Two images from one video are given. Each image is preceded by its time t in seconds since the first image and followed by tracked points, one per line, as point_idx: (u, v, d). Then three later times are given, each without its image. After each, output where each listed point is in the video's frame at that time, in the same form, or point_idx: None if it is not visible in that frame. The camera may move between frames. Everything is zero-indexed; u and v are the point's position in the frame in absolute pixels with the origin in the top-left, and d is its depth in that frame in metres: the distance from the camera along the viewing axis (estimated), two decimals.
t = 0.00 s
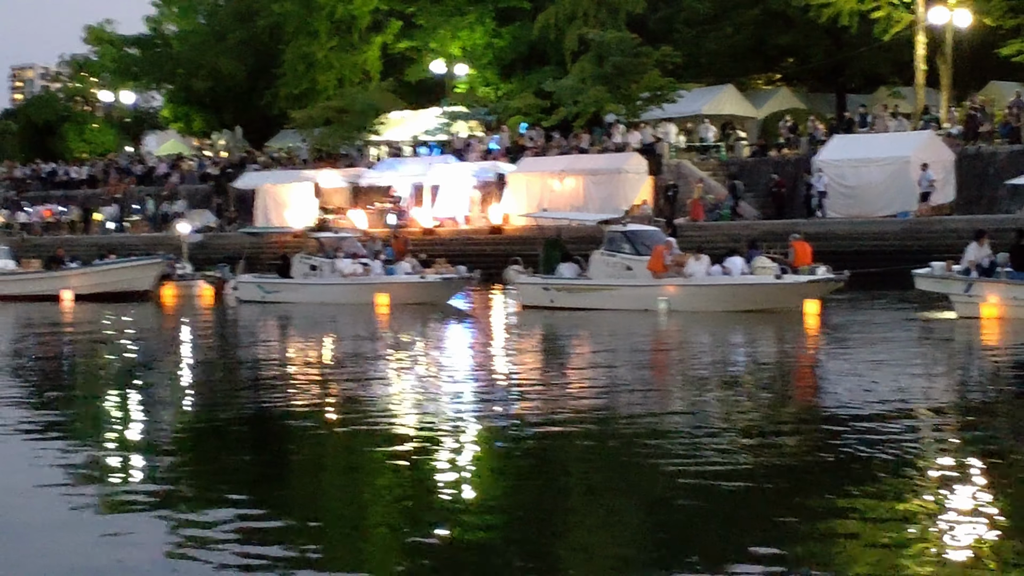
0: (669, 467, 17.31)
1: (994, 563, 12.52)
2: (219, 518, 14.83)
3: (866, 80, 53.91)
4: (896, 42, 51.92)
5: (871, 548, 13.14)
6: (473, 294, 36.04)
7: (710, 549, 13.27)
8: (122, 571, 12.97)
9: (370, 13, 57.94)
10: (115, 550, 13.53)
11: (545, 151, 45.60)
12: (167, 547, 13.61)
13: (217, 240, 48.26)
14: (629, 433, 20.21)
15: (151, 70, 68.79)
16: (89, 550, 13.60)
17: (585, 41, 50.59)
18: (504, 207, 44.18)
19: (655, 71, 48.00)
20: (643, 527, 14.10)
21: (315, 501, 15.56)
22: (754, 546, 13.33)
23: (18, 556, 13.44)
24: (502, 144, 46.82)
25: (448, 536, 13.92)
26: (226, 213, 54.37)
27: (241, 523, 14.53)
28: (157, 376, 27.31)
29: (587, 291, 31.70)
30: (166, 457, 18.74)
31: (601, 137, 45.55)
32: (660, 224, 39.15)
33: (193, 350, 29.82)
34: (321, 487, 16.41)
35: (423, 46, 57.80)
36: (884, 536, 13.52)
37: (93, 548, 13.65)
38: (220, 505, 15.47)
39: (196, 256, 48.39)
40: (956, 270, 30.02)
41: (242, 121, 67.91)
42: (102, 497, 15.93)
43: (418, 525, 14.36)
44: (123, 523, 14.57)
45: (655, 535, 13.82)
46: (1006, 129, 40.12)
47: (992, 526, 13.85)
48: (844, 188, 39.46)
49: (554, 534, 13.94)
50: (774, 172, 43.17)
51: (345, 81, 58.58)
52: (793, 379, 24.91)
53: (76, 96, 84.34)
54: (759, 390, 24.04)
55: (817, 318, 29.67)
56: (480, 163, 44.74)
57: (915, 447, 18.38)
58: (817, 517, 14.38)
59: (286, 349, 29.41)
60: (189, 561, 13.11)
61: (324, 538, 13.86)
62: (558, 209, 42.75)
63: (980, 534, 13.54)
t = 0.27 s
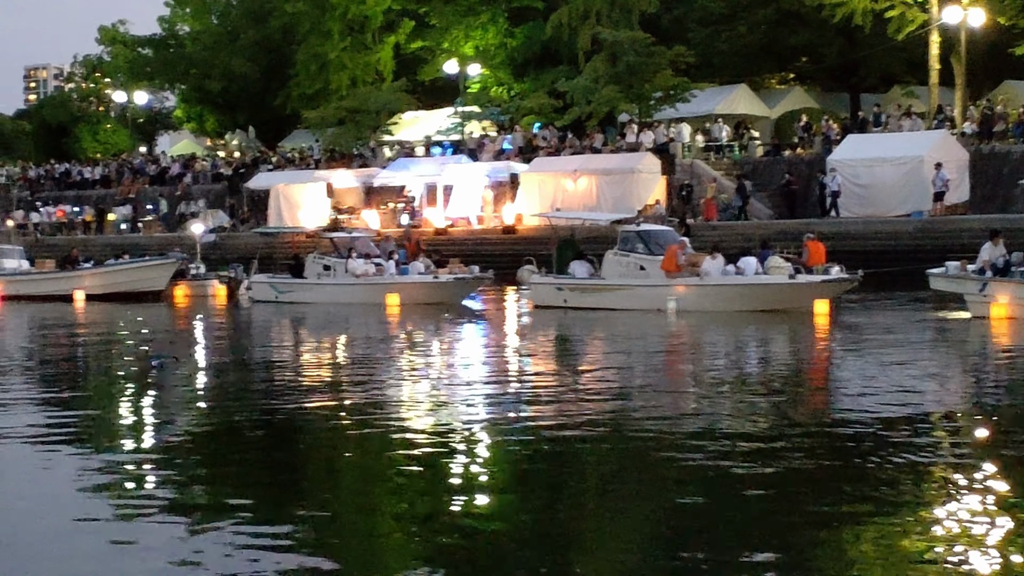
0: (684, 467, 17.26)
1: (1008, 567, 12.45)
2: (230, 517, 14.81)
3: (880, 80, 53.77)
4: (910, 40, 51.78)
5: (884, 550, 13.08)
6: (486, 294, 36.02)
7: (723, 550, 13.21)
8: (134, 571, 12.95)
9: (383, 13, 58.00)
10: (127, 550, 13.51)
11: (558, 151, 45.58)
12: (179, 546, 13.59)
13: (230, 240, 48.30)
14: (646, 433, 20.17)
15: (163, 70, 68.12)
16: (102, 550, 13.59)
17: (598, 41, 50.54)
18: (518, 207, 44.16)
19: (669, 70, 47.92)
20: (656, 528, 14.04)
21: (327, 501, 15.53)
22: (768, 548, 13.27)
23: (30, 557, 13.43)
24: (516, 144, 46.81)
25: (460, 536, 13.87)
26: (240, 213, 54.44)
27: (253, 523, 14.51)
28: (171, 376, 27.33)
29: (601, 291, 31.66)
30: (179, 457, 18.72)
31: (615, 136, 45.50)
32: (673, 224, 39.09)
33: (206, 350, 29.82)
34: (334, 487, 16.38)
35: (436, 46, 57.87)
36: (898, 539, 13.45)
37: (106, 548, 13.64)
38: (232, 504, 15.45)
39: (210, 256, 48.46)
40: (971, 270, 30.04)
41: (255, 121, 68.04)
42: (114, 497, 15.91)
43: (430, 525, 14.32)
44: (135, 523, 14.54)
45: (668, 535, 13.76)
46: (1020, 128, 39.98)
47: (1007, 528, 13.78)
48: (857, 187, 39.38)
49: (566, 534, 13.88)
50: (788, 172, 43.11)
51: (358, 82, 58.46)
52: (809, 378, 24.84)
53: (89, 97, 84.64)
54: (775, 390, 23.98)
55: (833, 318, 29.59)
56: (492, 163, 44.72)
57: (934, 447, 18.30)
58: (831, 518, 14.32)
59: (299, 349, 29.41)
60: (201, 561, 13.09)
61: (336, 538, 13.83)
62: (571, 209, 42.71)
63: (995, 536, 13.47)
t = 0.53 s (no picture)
0: (695, 466, 17.27)
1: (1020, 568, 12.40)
2: (240, 516, 14.81)
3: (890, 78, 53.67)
4: (920, 40, 51.73)
5: (895, 551, 13.05)
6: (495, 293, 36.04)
7: (732, 550, 13.18)
8: (145, 570, 12.98)
9: (391, 12, 58.22)
10: (138, 549, 13.54)
11: (567, 151, 45.59)
12: (190, 545, 13.61)
13: (239, 239, 48.34)
14: (658, 432, 20.19)
15: (171, 69, 68.75)
16: (113, 549, 13.62)
17: (607, 40, 50.53)
18: (527, 206, 44.15)
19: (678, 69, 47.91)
20: (666, 527, 14.02)
21: (336, 500, 15.51)
22: (777, 549, 13.24)
23: (40, 555, 13.47)
24: (525, 144, 46.82)
25: (469, 535, 13.88)
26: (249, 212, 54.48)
27: (263, 522, 14.53)
28: (181, 376, 27.38)
29: (611, 290, 31.67)
30: (190, 457, 18.76)
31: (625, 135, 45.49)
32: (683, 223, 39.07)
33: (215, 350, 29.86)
34: (345, 485, 16.40)
35: (445, 45, 57.88)
36: (909, 539, 13.42)
37: (117, 546, 13.67)
38: (240, 504, 15.43)
39: (219, 255, 48.51)
40: (982, 267, 30.00)
41: (264, 120, 68.14)
42: (125, 497, 15.95)
43: (440, 525, 14.29)
44: (147, 522, 14.58)
45: (677, 534, 13.77)
46: None
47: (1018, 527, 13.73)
48: (868, 186, 39.35)
49: (576, 533, 13.90)
50: (798, 171, 43.10)
51: (367, 81, 58.78)
52: (821, 378, 24.82)
53: (99, 98, 84.99)
54: (786, 389, 23.97)
55: (844, 318, 29.57)
56: (502, 162, 44.72)
57: (947, 447, 18.26)
58: (840, 518, 14.30)
59: (308, 348, 29.42)
60: (211, 560, 13.11)
61: (346, 537, 13.85)
62: (581, 208, 42.68)
63: (1006, 536, 13.42)
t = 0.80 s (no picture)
0: (707, 467, 17.26)
1: None
2: (251, 517, 14.82)
3: (900, 79, 53.64)
4: (929, 40, 51.66)
5: (905, 552, 13.05)
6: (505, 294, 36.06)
7: (742, 551, 13.19)
8: (156, 571, 13.00)
9: (401, 13, 58.76)
10: (149, 550, 13.56)
11: (576, 151, 45.58)
12: (200, 547, 13.63)
13: (249, 240, 48.40)
14: (672, 432, 20.18)
15: (182, 70, 68.85)
16: (124, 550, 13.64)
17: (617, 41, 50.57)
18: (536, 206, 44.17)
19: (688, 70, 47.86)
20: (677, 528, 14.02)
21: (346, 501, 15.53)
22: (788, 550, 13.25)
23: (52, 557, 13.50)
24: (534, 144, 46.84)
25: (479, 536, 13.89)
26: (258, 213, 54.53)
27: (274, 523, 14.55)
28: (193, 376, 27.42)
29: (621, 291, 31.66)
30: (202, 457, 18.78)
31: (634, 136, 45.50)
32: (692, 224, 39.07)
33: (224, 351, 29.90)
34: (355, 486, 16.41)
35: (455, 46, 57.93)
36: (920, 540, 13.43)
37: (127, 548, 13.70)
38: (251, 504, 15.44)
39: (229, 256, 48.56)
40: (990, 270, 29.96)
41: (274, 121, 68.21)
42: (136, 497, 15.97)
43: (450, 526, 14.30)
44: (158, 523, 14.60)
45: (687, 535, 13.76)
46: None
47: None
48: (878, 187, 39.34)
49: (586, 533, 13.89)
50: (807, 171, 43.09)
51: (376, 82, 58.49)
52: (833, 379, 24.79)
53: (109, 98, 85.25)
54: (797, 390, 23.95)
55: (855, 319, 29.55)
56: (511, 163, 44.74)
57: (961, 448, 18.26)
58: (851, 519, 14.30)
59: (318, 349, 29.45)
60: (222, 561, 13.13)
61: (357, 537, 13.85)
62: (590, 208, 42.68)
63: (1017, 538, 13.41)
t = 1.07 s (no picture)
0: (716, 465, 17.22)
1: None
2: (262, 514, 14.84)
3: (911, 78, 53.58)
4: (940, 39, 51.56)
5: (916, 549, 13.05)
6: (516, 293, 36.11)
7: (753, 548, 13.20)
8: (163, 570, 12.98)
9: (412, 12, 58.44)
10: (156, 550, 13.53)
11: (587, 151, 45.58)
12: (209, 546, 13.62)
13: (259, 239, 48.46)
14: (683, 431, 20.16)
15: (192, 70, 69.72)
16: (132, 549, 13.62)
17: (627, 40, 50.59)
18: (547, 206, 44.19)
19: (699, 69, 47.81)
20: (688, 526, 14.03)
21: (357, 498, 15.53)
22: (799, 547, 13.25)
23: (64, 554, 13.52)
24: (545, 143, 46.87)
25: (488, 535, 13.83)
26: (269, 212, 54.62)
27: (283, 522, 14.52)
28: (206, 374, 27.48)
29: (632, 290, 31.69)
30: (211, 455, 18.77)
31: (645, 135, 45.51)
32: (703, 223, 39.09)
33: (235, 350, 29.93)
34: (363, 484, 16.36)
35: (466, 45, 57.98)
36: (931, 537, 13.43)
37: (135, 546, 13.68)
38: (262, 503, 15.46)
39: (240, 255, 48.65)
40: (1002, 270, 30.16)
41: (285, 121, 68.31)
42: (145, 496, 15.95)
43: (460, 523, 14.31)
44: (170, 521, 14.62)
45: (697, 534, 13.71)
46: None
47: None
48: (889, 186, 39.32)
49: (597, 533, 13.85)
50: (818, 171, 43.12)
51: (387, 81, 58.70)
52: (845, 378, 24.75)
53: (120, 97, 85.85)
54: (808, 389, 23.92)
55: (868, 319, 29.54)
56: (521, 162, 44.78)
57: (976, 447, 18.24)
58: (862, 517, 14.30)
59: (329, 348, 29.49)
60: (232, 558, 13.15)
61: (365, 537, 13.82)
62: (600, 207, 42.66)
63: None
